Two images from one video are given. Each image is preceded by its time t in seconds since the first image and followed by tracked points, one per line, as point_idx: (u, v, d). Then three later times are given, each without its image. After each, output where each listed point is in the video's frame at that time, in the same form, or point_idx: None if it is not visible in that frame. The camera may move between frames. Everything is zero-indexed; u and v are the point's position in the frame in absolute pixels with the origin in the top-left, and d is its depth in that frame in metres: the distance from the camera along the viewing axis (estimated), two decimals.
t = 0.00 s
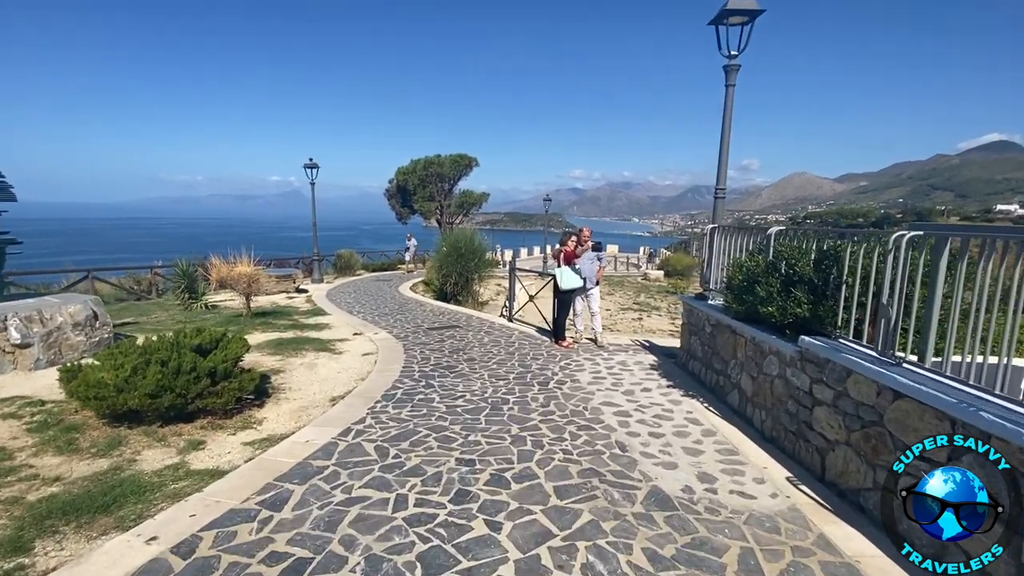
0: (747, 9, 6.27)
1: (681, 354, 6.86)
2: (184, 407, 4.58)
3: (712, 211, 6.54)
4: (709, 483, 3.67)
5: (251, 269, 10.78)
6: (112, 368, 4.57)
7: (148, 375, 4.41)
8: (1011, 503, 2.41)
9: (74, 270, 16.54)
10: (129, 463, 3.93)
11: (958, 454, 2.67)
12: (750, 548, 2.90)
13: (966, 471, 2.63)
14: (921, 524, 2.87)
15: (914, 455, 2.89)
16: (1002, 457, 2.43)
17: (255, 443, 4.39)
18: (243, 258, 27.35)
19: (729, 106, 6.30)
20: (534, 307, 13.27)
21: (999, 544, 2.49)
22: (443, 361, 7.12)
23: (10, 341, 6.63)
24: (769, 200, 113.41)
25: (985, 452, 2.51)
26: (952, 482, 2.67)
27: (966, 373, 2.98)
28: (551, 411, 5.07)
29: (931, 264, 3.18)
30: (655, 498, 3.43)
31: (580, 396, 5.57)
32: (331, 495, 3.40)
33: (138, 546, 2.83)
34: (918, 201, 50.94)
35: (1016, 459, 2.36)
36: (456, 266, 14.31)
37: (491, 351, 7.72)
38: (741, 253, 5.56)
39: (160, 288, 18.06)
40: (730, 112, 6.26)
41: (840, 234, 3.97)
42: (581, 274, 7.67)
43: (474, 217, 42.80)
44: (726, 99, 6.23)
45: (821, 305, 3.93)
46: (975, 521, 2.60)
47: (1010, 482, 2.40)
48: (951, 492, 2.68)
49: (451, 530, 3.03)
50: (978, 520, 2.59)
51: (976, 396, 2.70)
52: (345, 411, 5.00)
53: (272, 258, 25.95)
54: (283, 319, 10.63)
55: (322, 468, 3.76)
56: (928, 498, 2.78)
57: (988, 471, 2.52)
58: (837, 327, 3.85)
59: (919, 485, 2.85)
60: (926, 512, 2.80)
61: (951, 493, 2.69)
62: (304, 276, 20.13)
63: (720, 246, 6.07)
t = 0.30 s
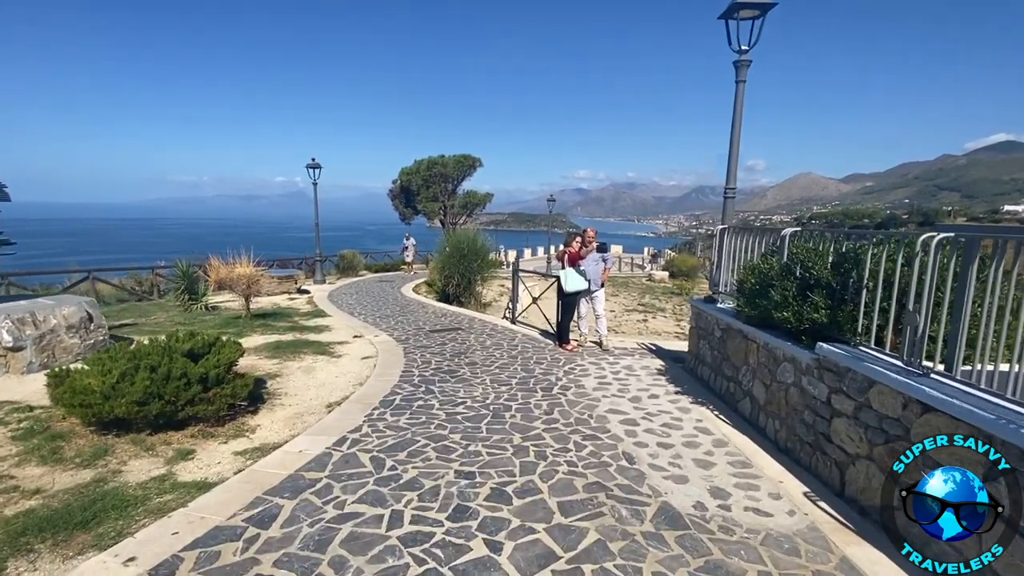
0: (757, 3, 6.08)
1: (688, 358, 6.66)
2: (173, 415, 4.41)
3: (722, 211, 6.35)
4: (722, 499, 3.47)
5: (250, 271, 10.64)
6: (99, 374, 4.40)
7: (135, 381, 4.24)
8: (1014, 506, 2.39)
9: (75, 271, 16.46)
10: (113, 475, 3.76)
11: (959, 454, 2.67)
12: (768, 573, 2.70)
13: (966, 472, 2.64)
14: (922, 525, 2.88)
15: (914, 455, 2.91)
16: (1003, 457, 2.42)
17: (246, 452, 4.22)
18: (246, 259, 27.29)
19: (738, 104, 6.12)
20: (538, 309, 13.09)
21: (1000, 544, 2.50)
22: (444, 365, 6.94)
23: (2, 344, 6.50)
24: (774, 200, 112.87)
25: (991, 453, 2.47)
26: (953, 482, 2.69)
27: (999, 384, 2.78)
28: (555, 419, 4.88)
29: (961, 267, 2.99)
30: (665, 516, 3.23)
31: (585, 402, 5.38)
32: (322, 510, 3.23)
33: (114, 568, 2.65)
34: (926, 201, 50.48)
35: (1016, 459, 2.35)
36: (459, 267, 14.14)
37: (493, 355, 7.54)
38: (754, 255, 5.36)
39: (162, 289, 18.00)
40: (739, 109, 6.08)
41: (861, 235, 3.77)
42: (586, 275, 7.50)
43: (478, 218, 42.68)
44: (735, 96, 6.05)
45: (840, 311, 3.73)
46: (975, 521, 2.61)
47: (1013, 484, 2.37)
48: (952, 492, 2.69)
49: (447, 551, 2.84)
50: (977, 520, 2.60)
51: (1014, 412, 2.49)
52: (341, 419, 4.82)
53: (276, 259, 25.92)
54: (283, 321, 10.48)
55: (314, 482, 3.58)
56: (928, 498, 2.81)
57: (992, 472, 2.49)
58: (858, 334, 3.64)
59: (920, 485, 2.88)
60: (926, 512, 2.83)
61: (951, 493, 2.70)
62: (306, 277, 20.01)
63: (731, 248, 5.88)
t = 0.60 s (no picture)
0: None
1: (702, 362, 6.46)
2: (169, 420, 4.25)
3: (737, 210, 6.15)
4: (744, 514, 3.27)
5: (255, 270, 10.50)
6: (94, 378, 4.25)
7: (130, 386, 4.09)
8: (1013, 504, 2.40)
9: (81, 270, 16.38)
10: (106, 483, 3.61)
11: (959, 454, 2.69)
12: None
13: (966, 472, 2.65)
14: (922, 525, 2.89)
15: (914, 455, 2.95)
16: (1002, 457, 2.44)
17: (244, 460, 4.06)
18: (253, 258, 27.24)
19: (754, 99, 5.92)
20: (545, 310, 12.91)
21: (999, 544, 2.50)
22: (450, 368, 6.77)
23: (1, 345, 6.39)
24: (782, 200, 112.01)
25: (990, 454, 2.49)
26: (952, 483, 2.70)
27: None
28: (564, 426, 4.69)
29: (1004, 269, 2.78)
30: (683, 533, 3.04)
31: (596, 408, 5.19)
32: (321, 525, 3.06)
33: None
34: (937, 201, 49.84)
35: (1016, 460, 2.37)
36: (465, 267, 13.98)
37: (500, 357, 7.37)
38: (772, 256, 5.16)
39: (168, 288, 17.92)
40: (756, 105, 5.88)
41: (890, 234, 3.57)
42: (595, 276, 7.31)
43: (484, 218, 42.53)
44: (751, 91, 5.84)
45: (869, 315, 3.53)
46: (975, 521, 2.62)
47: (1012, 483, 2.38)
48: (952, 492, 2.70)
49: (453, 571, 2.67)
50: (977, 520, 2.61)
51: None
52: (344, 425, 4.67)
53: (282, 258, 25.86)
54: (288, 322, 10.34)
55: (314, 493, 3.42)
56: (928, 498, 2.82)
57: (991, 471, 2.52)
58: (888, 340, 3.44)
59: (920, 485, 2.89)
60: (926, 512, 2.84)
61: (951, 493, 2.71)
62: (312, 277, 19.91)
63: (749, 248, 5.67)
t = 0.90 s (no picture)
0: None
1: (724, 367, 6.23)
2: (174, 426, 4.11)
3: (762, 208, 5.91)
4: (780, 534, 3.05)
5: (264, 270, 10.39)
6: (96, 382, 4.10)
7: (133, 391, 3.94)
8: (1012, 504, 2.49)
9: (92, 270, 16.36)
10: (106, 493, 3.45)
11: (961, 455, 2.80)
12: None
13: (967, 472, 2.74)
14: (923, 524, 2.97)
15: (914, 455, 3.09)
16: (1003, 457, 2.54)
17: (249, 469, 3.89)
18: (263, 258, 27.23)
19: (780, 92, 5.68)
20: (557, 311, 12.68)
21: (999, 544, 2.58)
22: (461, 371, 6.58)
23: (7, 346, 6.29)
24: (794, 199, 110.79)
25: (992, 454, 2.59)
26: (953, 483, 2.78)
27: None
28: (583, 435, 4.48)
29: None
30: (717, 555, 2.83)
31: (615, 415, 4.97)
32: (329, 542, 2.88)
33: None
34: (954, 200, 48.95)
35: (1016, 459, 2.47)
36: (476, 267, 13.81)
37: (513, 360, 7.17)
38: (801, 257, 4.93)
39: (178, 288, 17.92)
40: (781, 98, 5.64)
41: (936, 233, 3.34)
42: (612, 276, 7.09)
43: (493, 217, 42.35)
44: (777, 84, 5.60)
45: (914, 320, 3.29)
46: (976, 521, 2.70)
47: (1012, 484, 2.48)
48: (951, 492, 2.79)
49: None
50: (978, 520, 2.69)
51: None
52: (353, 432, 4.49)
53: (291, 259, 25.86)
54: (297, 322, 10.21)
55: (322, 507, 3.24)
56: (928, 498, 2.89)
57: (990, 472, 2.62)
58: (936, 347, 3.20)
59: (921, 486, 2.97)
60: (927, 512, 2.91)
61: (951, 493, 2.79)
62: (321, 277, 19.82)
63: (776, 248, 5.43)
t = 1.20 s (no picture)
0: None
1: (747, 372, 5.98)
2: (176, 432, 3.96)
3: (788, 207, 5.66)
4: (819, 558, 2.82)
5: (273, 270, 10.30)
6: (96, 386, 3.96)
7: (134, 396, 3.80)
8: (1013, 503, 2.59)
9: (105, 269, 16.44)
10: (103, 504, 3.31)
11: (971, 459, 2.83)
12: None
13: (967, 472, 2.84)
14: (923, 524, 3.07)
15: (913, 455, 3.20)
16: (1003, 457, 2.64)
17: (252, 479, 3.72)
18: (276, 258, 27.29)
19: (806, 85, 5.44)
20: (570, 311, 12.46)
21: (1000, 544, 2.69)
22: (473, 374, 6.39)
23: (14, 346, 6.23)
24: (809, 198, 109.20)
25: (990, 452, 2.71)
26: (953, 483, 2.88)
27: None
28: (601, 444, 4.26)
29: None
30: None
31: (634, 423, 4.75)
32: (333, 563, 2.69)
33: None
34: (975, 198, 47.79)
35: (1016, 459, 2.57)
36: (487, 266, 13.63)
37: (525, 362, 6.97)
38: (831, 258, 4.68)
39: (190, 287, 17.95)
40: (808, 91, 5.40)
41: (990, 233, 3.09)
42: (629, 276, 6.86)
43: (504, 216, 42.14)
44: (804, 76, 5.35)
45: (966, 326, 3.04)
46: (976, 521, 2.80)
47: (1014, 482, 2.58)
48: (951, 492, 2.88)
49: None
50: (977, 520, 2.80)
51: None
52: (361, 439, 4.32)
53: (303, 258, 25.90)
54: (306, 322, 10.10)
55: (327, 522, 3.06)
56: (928, 498, 2.98)
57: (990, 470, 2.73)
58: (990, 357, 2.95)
59: (920, 487, 3.06)
60: (927, 512, 3.00)
61: (951, 493, 2.89)
62: (332, 276, 19.78)
63: (803, 249, 5.17)
